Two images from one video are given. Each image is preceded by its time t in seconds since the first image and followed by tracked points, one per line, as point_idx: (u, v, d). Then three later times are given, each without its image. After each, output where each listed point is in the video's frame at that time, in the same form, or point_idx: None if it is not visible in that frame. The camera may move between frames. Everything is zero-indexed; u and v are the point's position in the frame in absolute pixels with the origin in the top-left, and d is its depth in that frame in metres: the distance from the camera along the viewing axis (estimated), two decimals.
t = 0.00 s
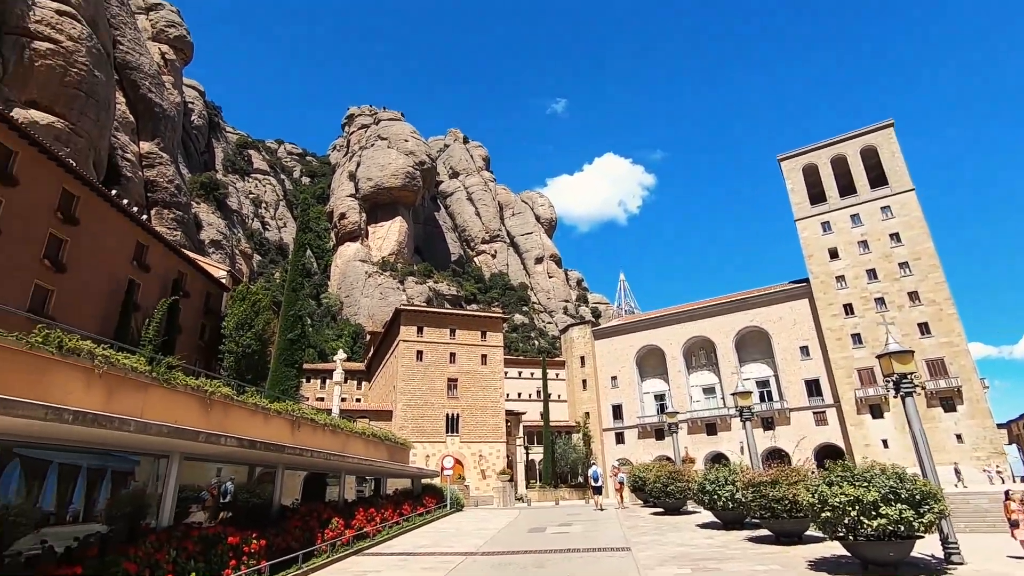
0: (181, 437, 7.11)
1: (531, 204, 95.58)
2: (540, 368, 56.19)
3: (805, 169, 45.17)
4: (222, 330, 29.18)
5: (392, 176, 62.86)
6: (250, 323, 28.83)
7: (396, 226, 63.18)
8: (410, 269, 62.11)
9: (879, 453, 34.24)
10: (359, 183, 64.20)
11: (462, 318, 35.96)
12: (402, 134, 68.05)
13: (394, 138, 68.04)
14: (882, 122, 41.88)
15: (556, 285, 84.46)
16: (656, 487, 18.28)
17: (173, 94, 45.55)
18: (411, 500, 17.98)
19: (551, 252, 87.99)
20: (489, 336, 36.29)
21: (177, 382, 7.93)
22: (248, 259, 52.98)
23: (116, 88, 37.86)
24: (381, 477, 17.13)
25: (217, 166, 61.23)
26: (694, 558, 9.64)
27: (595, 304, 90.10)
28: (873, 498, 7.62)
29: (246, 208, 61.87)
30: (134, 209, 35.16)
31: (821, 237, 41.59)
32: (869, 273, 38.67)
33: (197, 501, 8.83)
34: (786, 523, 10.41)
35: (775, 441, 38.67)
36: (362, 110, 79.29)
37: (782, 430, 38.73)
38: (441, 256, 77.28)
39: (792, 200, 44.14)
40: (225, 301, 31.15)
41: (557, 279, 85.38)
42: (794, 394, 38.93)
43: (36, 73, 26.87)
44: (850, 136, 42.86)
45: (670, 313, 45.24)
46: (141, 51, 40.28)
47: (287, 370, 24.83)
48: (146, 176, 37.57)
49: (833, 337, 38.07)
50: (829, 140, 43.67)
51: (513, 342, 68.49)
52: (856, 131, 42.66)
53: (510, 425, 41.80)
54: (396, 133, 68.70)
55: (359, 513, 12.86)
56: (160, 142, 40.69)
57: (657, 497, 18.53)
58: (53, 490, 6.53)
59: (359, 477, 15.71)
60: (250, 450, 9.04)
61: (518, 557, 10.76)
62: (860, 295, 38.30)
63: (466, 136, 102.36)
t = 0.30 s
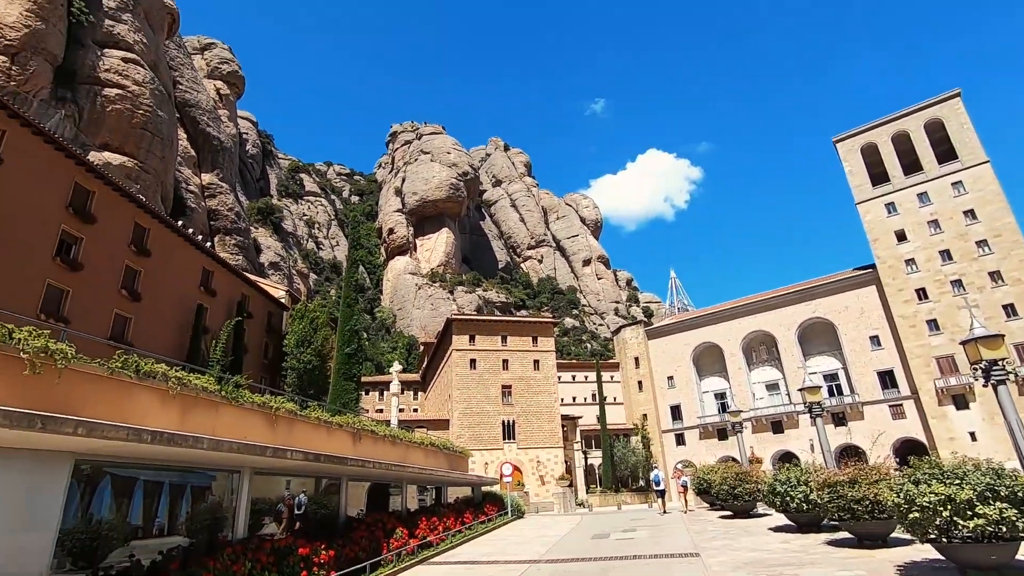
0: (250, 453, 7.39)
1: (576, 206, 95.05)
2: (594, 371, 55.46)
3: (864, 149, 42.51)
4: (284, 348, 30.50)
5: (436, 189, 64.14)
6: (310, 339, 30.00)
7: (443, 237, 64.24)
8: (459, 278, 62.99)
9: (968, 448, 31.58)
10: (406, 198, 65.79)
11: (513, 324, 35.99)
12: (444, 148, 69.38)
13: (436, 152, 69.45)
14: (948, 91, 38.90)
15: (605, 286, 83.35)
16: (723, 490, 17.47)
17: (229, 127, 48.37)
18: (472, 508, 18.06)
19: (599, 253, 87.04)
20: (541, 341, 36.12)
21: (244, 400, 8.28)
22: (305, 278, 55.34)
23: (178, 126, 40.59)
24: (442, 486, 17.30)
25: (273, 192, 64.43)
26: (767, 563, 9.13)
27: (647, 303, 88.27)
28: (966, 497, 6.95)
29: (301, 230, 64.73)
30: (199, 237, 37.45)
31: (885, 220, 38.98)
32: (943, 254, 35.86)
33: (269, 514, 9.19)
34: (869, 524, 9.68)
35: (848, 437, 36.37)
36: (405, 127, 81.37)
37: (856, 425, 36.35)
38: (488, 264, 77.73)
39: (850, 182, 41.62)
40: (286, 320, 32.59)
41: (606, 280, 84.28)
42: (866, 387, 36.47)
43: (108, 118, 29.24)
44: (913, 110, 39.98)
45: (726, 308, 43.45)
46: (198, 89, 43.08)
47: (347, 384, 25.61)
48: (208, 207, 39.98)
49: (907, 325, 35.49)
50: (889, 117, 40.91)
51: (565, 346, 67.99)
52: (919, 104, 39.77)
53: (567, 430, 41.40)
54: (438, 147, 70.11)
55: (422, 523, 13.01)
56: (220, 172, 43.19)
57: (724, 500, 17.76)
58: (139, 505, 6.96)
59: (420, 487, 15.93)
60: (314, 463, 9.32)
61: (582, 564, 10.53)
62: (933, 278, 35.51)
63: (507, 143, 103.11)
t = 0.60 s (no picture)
0: (327, 463, 7.68)
1: (631, 204, 93.33)
2: (660, 370, 53.98)
3: (944, 116, 38.85)
4: (353, 360, 31.76)
5: (490, 197, 64.95)
6: (377, 351, 31.04)
7: (499, 243, 64.78)
8: (518, 284, 63.31)
9: None
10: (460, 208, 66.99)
11: (574, 326, 35.59)
12: (495, 155, 70.25)
13: (488, 160, 70.39)
14: None
15: (667, 283, 81.10)
16: (806, 490, 16.44)
17: (292, 154, 51.25)
18: (543, 513, 17.95)
19: (658, 249, 84.92)
20: (603, 342, 35.45)
21: (320, 413, 8.63)
22: (369, 292, 57.53)
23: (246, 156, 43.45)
24: (512, 491, 17.32)
25: (335, 212, 67.53)
26: (860, 568, 8.44)
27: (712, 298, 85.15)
28: None
29: (364, 247, 67.49)
30: (271, 259, 39.83)
31: (974, 192, 35.52)
32: None
33: (349, 521, 9.54)
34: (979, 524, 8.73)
35: (946, 430, 33.23)
36: (456, 139, 82.95)
37: (954, 416, 33.13)
38: (545, 266, 77.34)
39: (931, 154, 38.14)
40: (353, 333, 33.94)
41: (668, 277, 82.04)
42: (964, 375, 33.16)
43: (186, 153, 31.80)
44: (999, 70, 36.16)
45: (798, 298, 40.82)
46: (263, 121, 45.92)
47: (414, 394, 26.28)
48: (277, 231, 42.46)
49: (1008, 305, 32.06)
50: (971, 80, 37.19)
51: (629, 346, 66.63)
52: (1007, 62, 35.91)
53: (635, 431, 40.44)
54: (489, 155, 71.04)
55: (495, 528, 13.06)
56: (286, 197, 45.69)
57: (809, 501, 16.64)
58: (231, 515, 7.40)
59: (491, 492, 16.05)
60: (387, 471, 9.58)
61: (658, 569, 10.18)
62: None
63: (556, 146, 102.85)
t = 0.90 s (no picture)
0: (407, 471, 7.88)
1: (696, 195, 90.28)
2: (738, 366, 51.64)
3: None
4: (426, 369, 32.68)
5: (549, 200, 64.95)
6: (448, 360, 31.76)
7: (562, 246, 64.64)
8: (583, 286, 62.84)
9: None
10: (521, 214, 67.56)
11: (643, 325, 34.76)
12: (552, 158, 70.40)
13: (544, 164, 70.60)
14: None
15: (740, 274, 77.49)
16: (911, 489, 15.11)
17: (358, 174, 53.64)
18: (623, 517, 17.63)
19: (728, 240, 81.49)
20: (675, 340, 34.36)
21: (398, 422, 8.90)
22: (438, 303, 59.10)
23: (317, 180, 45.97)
24: (591, 495, 17.14)
25: (401, 227, 70.08)
26: None
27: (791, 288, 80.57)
28: None
29: (430, 258, 69.46)
30: (344, 277, 41.84)
31: None
32: None
33: (431, 527, 9.77)
34: None
35: None
36: (513, 145, 83.58)
37: None
38: (609, 266, 76.11)
39: None
40: (424, 343, 34.93)
41: (740, 268, 78.38)
42: None
43: (263, 181, 34.07)
44: None
45: (888, 282, 37.63)
46: (329, 145, 48.47)
47: (487, 400, 26.61)
48: (348, 249, 44.51)
49: None
50: None
51: (702, 342, 64.27)
52: None
53: (715, 431, 38.89)
54: (546, 158, 71.24)
55: (575, 533, 12.98)
56: (355, 216, 47.73)
57: (916, 501, 15.25)
58: (321, 522, 7.76)
59: (568, 497, 15.95)
60: (466, 477, 9.73)
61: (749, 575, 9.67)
62: None
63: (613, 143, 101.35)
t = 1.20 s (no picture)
0: (478, 474, 8.00)
1: (759, 179, 86.68)
2: (815, 355, 49.00)
3: None
4: (490, 373, 33.05)
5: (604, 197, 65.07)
6: (511, 362, 31.97)
7: (620, 242, 63.77)
8: (643, 281, 61.62)
9: None
10: (576, 212, 67.36)
11: (710, 317, 33.57)
12: (604, 154, 70.24)
13: (597, 160, 70.36)
14: None
15: (811, 259, 73.41)
16: None
17: (414, 186, 55.05)
18: (700, 517, 17.12)
19: (796, 224, 77.52)
20: (744, 332, 32.96)
21: (467, 426, 9.04)
22: (498, 306, 59.70)
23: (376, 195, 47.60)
24: (666, 495, 16.76)
25: (458, 234, 71.42)
26: None
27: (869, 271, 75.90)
28: None
29: (487, 262, 70.35)
30: (407, 286, 43.08)
31: None
32: None
33: (504, 529, 9.85)
34: None
35: None
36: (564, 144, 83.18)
37: None
38: (670, 259, 73.80)
39: None
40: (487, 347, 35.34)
41: (811, 253, 74.27)
42: None
43: (326, 200, 35.55)
44: None
45: (979, 256, 34.54)
46: (385, 159, 50.13)
47: (553, 401, 26.63)
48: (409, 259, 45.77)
49: None
50: None
51: (774, 333, 61.44)
52: None
53: (794, 425, 37.03)
54: (598, 154, 71.02)
55: (650, 533, 12.74)
56: (413, 227, 48.89)
57: None
58: (398, 525, 8.00)
59: (639, 496, 15.61)
60: (536, 479, 9.73)
61: None
62: None
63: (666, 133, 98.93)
